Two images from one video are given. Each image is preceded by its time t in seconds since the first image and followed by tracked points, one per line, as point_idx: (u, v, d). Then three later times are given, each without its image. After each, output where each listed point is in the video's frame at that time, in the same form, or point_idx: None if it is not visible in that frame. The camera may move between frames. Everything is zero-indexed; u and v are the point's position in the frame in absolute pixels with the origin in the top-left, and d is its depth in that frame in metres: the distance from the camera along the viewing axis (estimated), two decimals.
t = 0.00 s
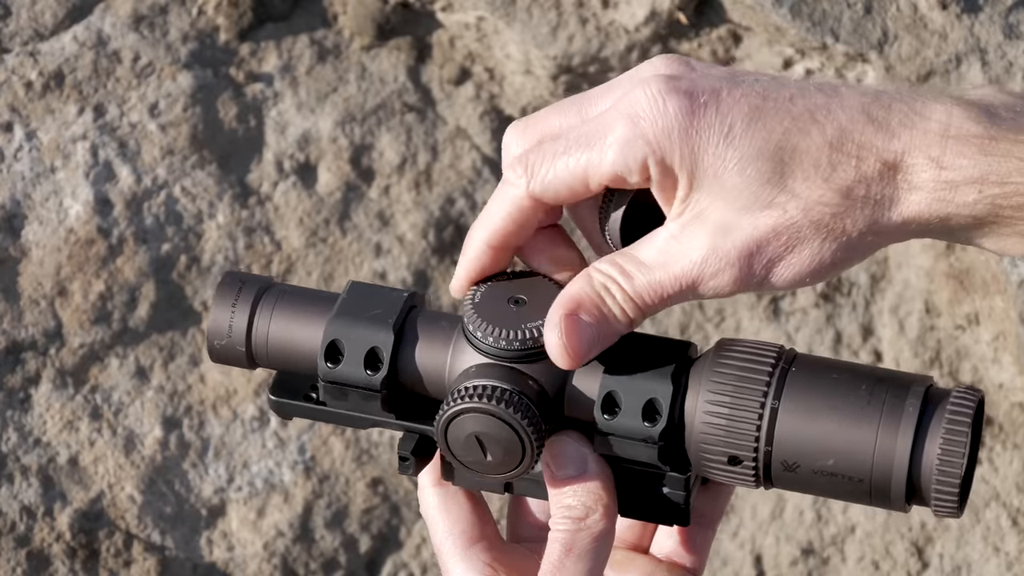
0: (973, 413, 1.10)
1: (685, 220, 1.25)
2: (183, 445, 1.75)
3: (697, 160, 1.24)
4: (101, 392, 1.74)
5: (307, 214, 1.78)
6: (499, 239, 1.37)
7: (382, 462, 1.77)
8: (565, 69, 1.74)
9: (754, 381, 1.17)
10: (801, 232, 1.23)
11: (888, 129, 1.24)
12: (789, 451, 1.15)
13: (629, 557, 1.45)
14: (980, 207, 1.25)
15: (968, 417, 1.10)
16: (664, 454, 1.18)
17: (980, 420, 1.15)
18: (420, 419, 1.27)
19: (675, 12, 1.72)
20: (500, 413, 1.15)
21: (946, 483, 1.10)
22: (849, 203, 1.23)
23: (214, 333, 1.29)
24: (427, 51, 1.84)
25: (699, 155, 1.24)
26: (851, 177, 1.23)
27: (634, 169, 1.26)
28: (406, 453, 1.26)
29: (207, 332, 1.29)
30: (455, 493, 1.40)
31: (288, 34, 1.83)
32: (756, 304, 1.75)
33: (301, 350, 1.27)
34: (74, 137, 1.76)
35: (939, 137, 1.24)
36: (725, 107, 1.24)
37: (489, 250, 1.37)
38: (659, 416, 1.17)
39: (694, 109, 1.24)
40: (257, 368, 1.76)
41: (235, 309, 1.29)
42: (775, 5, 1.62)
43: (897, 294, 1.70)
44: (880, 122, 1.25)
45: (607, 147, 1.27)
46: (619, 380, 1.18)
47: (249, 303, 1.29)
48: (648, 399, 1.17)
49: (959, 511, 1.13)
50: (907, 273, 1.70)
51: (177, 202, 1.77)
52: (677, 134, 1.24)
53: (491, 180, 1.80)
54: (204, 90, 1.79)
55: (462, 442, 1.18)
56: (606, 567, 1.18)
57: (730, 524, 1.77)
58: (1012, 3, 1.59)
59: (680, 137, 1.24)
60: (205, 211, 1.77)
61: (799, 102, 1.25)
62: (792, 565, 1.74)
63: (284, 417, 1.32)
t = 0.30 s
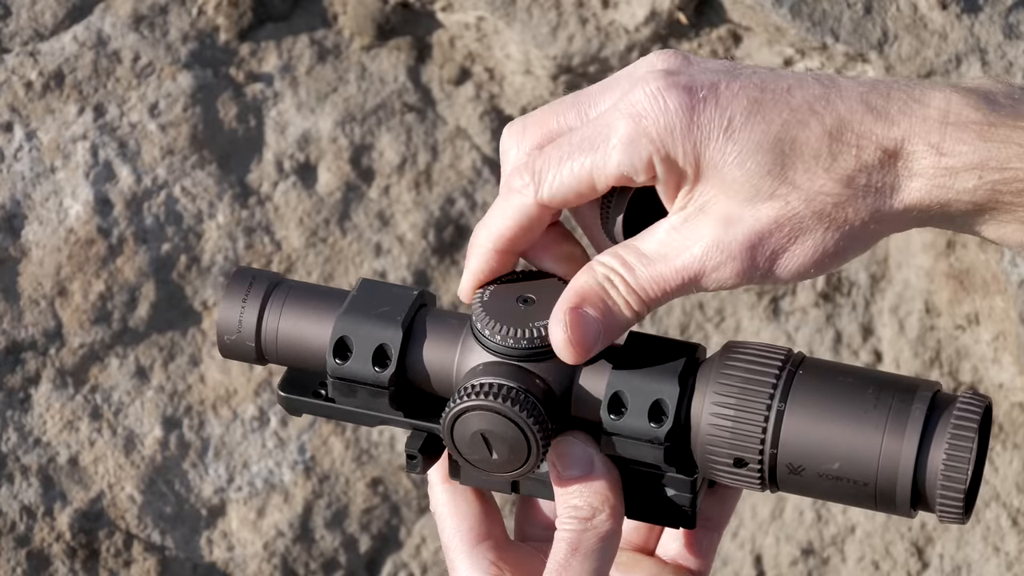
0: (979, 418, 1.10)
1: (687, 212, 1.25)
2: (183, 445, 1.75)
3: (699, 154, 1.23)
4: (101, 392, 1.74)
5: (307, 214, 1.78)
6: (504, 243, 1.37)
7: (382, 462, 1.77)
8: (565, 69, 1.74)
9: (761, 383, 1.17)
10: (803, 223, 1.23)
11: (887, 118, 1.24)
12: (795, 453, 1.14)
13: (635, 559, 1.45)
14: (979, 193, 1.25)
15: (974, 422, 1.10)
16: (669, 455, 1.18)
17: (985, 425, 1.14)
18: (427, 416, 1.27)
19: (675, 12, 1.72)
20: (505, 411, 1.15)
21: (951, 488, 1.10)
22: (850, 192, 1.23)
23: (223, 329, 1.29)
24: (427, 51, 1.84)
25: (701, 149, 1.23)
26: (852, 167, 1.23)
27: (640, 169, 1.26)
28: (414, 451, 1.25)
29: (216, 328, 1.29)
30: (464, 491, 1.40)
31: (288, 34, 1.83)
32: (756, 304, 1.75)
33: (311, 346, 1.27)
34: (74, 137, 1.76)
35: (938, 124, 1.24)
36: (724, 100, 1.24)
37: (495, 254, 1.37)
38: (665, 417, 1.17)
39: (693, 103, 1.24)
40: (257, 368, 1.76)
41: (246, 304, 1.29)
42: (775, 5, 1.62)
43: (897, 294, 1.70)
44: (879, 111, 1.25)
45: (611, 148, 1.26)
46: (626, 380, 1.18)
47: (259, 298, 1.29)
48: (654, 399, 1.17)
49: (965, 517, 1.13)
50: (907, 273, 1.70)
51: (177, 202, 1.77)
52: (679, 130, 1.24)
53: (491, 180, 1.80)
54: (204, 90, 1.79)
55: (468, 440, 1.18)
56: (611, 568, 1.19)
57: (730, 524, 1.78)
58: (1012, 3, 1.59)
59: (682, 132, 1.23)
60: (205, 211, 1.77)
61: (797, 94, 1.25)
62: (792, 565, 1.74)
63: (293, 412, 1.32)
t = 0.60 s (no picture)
0: (985, 424, 1.10)
1: (692, 208, 1.25)
2: (183, 445, 1.75)
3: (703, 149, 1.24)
4: (101, 392, 1.74)
5: (307, 214, 1.78)
6: (510, 245, 1.34)
7: (382, 462, 1.77)
8: (565, 69, 1.74)
9: (767, 386, 1.17)
10: (808, 215, 1.23)
11: (890, 110, 1.24)
12: (800, 456, 1.14)
13: (638, 561, 1.45)
14: (981, 184, 1.26)
15: (980, 427, 1.10)
16: (675, 458, 1.18)
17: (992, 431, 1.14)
18: (432, 416, 1.27)
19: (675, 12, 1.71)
20: (510, 412, 1.15)
21: (957, 492, 1.09)
22: (855, 184, 1.23)
23: (230, 327, 1.29)
24: (427, 51, 1.84)
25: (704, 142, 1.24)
26: (856, 159, 1.23)
27: (648, 164, 1.26)
28: (418, 451, 1.26)
29: (223, 326, 1.29)
30: (468, 490, 1.40)
31: (288, 34, 1.83)
32: (756, 304, 1.75)
33: (316, 345, 1.27)
34: (74, 137, 1.76)
35: (940, 115, 1.25)
36: (727, 93, 1.24)
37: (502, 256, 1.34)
38: (671, 419, 1.16)
39: (697, 97, 1.24)
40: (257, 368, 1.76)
41: (252, 304, 1.29)
42: (775, 5, 1.61)
43: (897, 294, 1.70)
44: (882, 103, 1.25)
45: (618, 146, 1.26)
46: (632, 382, 1.18)
47: (266, 297, 1.29)
48: (660, 401, 1.16)
49: (970, 522, 1.13)
50: (907, 273, 1.70)
51: (177, 202, 1.77)
52: (684, 124, 1.24)
53: (491, 180, 1.80)
54: (204, 90, 1.79)
55: (473, 441, 1.18)
56: (614, 570, 1.18)
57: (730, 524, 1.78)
58: (1012, 3, 1.58)
59: (687, 126, 1.24)
60: (205, 211, 1.77)
61: (800, 86, 1.25)
62: (792, 565, 1.74)
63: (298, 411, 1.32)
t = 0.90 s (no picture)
0: (970, 407, 1.10)
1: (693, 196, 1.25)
2: (183, 445, 1.75)
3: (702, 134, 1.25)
4: (101, 392, 1.74)
5: (307, 214, 1.78)
6: (488, 208, 1.33)
7: (382, 462, 1.77)
8: (565, 69, 1.74)
9: (752, 377, 1.17)
10: (809, 201, 1.23)
11: (894, 102, 1.25)
12: (786, 445, 1.15)
13: (629, 559, 1.45)
14: (988, 180, 1.25)
15: (965, 410, 1.10)
16: (663, 451, 1.17)
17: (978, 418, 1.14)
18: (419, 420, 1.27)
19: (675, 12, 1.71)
20: (498, 410, 1.15)
21: (942, 476, 1.10)
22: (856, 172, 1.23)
23: (216, 335, 1.29)
24: (428, 51, 1.84)
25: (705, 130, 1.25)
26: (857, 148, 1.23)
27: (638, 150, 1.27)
28: (407, 454, 1.26)
29: (209, 335, 1.29)
30: (455, 495, 1.39)
31: (288, 34, 1.83)
32: (756, 304, 1.75)
33: (304, 351, 1.27)
34: (74, 137, 1.76)
35: (946, 110, 1.25)
36: (727, 86, 1.27)
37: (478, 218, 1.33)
38: (657, 412, 1.16)
39: (694, 87, 1.27)
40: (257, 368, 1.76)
41: (237, 311, 1.29)
42: (775, 5, 1.62)
43: (897, 294, 1.71)
44: (885, 95, 1.26)
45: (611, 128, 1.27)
46: (618, 377, 1.17)
47: (251, 304, 1.29)
48: (646, 395, 1.16)
49: (958, 505, 1.13)
50: (907, 273, 1.70)
51: (177, 202, 1.77)
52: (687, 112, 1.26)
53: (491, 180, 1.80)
54: (204, 90, 1.79)
55: (460, 440, 1.18)
56: (606, 565, 1.18)
57: (730, 524, 1.78)
58: (1012, 3, 1.58)
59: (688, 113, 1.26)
60: (205, 211, 1.77)
61: (802, 80, 1.27)
62: (792, 565, 1.74)
63: (285, 420, 1.31)
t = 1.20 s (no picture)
0: (958, 402, 1.08)
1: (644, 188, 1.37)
2: (183, 445, 1.75)
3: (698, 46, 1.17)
4: (101, 392, 1.75)
5: (307, 214, 1.78)
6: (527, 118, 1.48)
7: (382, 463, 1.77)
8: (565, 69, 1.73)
9: (738, 377, 1.15)
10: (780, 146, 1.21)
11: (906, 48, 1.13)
12: (775, 446, 1.13)
13: (621, 560, 1.45)
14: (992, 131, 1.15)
15: (953, 407, 1.08)
16: (651, 453, 1.17)
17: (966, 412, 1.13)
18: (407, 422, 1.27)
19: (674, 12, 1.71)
20: (484, 413, 1.13)
21: (932, 475, 1.08)
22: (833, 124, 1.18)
23: (203, 341, 1.28)
24: (427, 51, 1.85)
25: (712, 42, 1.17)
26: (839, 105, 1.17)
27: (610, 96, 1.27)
28: (395, 458, 1.25)
29: (196, 339, 1.29)
30: (445, 500, 1.40)
31: (288, 34, 1.84)
32: (756, 304, 1.75)
33: (291, 356, 1.27)
34: (74, 137, 1.76)
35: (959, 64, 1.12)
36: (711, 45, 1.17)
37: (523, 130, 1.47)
38: (645, 413, 1.15)
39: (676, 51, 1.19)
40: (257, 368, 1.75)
41: (222, 319, 1.28)
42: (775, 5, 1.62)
43: (897, 294, 1.71)
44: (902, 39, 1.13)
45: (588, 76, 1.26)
46: (605, 379, 1.16)
47: (238, 307, 1.28)
48: (633, 397, 1.15)
49: (948, 504, 1.11)
50: (907, 273, 1.70)
51: (177, 202, 1.77)
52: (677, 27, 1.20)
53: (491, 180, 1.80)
54: (204, 90, 1.79)
55: (447, 443, 1.16)
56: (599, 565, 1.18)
57: (730, 524, 1.78)
58: (1012, 3, 1.59)
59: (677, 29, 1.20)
60: (205, 211, 1.77)
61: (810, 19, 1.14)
62: (792, 565, 1.74)
63: (274, 424, 1.31)
